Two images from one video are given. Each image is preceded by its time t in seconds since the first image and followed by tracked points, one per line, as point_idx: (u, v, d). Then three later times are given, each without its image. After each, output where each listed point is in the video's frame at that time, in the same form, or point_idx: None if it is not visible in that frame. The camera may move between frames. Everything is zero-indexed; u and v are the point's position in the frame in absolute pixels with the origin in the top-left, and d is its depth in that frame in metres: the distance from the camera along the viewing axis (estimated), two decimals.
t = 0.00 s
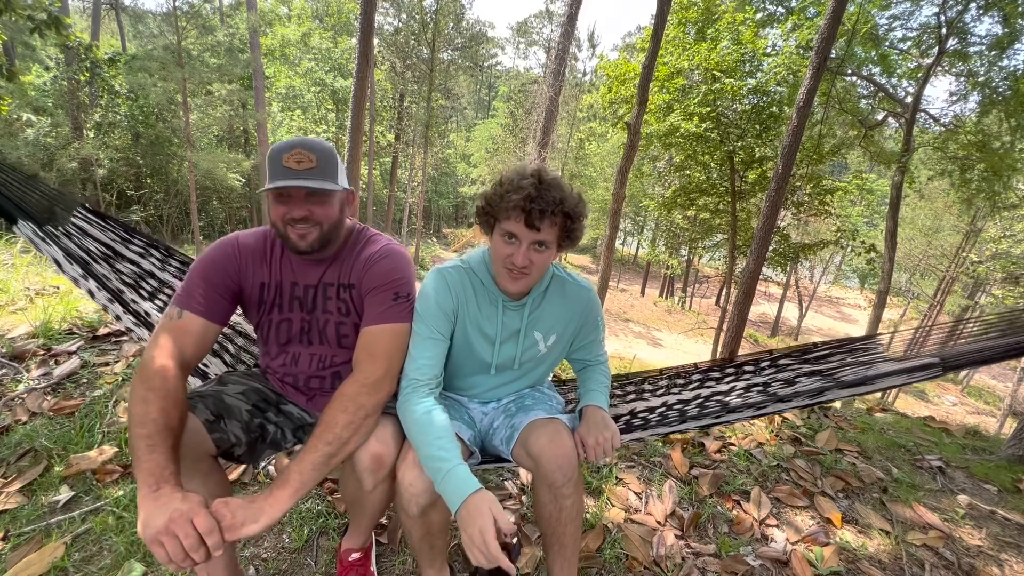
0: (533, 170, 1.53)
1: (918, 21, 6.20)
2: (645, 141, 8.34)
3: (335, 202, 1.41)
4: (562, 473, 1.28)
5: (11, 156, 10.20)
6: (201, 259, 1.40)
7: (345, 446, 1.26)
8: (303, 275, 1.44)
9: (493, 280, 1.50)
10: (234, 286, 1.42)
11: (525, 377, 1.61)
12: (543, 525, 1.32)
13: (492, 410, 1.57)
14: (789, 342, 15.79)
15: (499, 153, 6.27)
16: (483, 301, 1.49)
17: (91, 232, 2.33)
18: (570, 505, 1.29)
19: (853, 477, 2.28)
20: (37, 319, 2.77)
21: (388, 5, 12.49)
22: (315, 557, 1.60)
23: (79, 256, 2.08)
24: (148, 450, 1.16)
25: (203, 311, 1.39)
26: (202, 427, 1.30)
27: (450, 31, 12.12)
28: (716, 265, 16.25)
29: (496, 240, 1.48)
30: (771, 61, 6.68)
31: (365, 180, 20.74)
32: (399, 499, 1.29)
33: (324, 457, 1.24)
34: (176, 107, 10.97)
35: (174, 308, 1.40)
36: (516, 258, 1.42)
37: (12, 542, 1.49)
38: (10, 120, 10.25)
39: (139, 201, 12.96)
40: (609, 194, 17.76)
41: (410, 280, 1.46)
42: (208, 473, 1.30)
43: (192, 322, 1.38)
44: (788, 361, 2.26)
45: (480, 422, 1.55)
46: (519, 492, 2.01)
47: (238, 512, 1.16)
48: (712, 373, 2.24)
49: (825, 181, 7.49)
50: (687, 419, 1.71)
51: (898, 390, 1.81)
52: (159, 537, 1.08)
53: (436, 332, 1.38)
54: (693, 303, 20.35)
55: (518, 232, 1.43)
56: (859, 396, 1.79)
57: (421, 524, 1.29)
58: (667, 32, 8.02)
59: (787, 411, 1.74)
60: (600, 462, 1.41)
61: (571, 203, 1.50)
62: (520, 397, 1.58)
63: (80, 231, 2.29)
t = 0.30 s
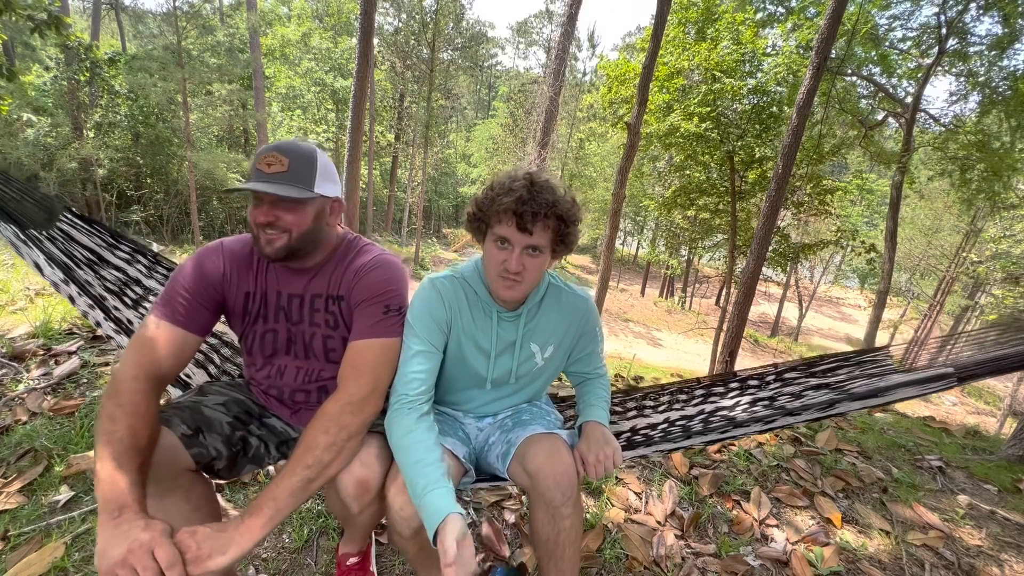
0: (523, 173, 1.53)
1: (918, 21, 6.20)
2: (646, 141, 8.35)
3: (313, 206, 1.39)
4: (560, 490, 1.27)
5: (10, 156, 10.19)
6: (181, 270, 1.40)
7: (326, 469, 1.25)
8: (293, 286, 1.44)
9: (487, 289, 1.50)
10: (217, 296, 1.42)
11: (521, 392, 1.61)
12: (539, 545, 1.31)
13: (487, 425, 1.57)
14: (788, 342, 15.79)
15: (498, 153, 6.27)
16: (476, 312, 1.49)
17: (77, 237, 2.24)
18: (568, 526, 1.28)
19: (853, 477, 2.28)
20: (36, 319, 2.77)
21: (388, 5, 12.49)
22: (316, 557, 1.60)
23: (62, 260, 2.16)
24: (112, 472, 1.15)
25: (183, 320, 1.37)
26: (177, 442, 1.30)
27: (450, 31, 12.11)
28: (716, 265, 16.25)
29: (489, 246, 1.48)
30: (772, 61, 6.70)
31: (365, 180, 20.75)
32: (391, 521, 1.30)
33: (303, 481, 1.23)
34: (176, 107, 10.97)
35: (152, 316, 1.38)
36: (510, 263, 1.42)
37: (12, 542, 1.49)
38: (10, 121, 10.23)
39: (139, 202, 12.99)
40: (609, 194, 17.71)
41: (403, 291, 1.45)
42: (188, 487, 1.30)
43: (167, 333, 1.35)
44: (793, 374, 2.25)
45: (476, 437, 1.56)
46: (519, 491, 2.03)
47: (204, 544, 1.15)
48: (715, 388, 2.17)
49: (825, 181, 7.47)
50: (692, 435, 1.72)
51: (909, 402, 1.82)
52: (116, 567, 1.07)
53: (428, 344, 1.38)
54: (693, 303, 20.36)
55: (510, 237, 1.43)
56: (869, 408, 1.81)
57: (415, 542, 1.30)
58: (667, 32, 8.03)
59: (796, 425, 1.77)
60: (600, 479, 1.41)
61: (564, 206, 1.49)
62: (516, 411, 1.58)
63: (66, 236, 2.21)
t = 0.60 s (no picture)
0: (524, 173, 1.52)
1: (918, 21, 6.20)
2: (646, 141, 8.35)
3: (281, 215, 1.36)
4: (560, 497, 1.28)
5: (10, 156, 10.18)
6: (174, 273, 1.40)
7: (316, 479, 1.26)
8: (289, 289, 1.44)
9: (487, 291, 1.50)
10: (212, 298, 1.42)
11: (520, 395, 1.61)
12: (538, 552, 1.31)
13: (486, 430, 1.56)
14: (789, 342, 15.79)
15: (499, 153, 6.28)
16: (477, 314, 1.48)
17: (73, 239, 2.24)
18: (568, 535, 1.28)
19: (853, 477, 2.28)
20: (36, 319, 2.78)
21: (388, 5, 12.49)
22: (315, 557, 1.60)
23: (57, 261, 2.19)
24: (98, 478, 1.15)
25: (173, 322, 1.37)
26: (168, 445, 1.29)
27: (450, 31, 12.11)
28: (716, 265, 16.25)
29: (489, 246, 1.48)
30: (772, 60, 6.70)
31: (365, 180, 20.74)
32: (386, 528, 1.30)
33: (293, 490, 1.23)
34: (176, 107, 10.96)
35: (146, 317, 1.38)
36: (511, 262, 1.42)
37: (12, 542, 1.49)
38: (10, 121, 10.22)
39: (139, 202, 12.97)
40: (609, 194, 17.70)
41: (400, 294, 1.44)
42: (180, 489, 1.30)
43: (158, 334, 1.35)
44: (796, 378, 2.23)
45: (474, 443, 1.55)
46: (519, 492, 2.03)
47: (189, 554, 1.14)
48: (716, 393, 2.16)
49: (825, 181, 7.47)
50: (694, 441, 1.74)
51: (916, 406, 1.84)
52: None
53: (429, 346, 1.37)
54: (693, 303, 20.36)
55: (511, 235, 1.44)
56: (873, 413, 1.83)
57: (412, 549, 1.31)
58: (667, 32, 8.02)
59: (800, 430, 1.79)
60: (600, 485, 1.41)
61: (565, 204, 1.50)
62: (515, 416, 1.58)
63: (61, 238, 2.22)
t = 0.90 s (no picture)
0: (525, 168, 1.53)
1: (918, 21, 6.20)
2: (646, 141, 8.35)
3: (286, 214, 1.35)
4: (561, 485, 1.28)
5: (11, 156, 10.18)
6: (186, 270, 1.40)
7: (333, 465, 1.25)
8: (296, 282, 1.44)
9: (490, 284, 1.50)
10: (225, 293, 1.43)
11: (524, 386, 1.61)
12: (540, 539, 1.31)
13: (490, 419, 1.56)
14: (789, 343, 15.79)
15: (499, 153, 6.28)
16: (480, 306, 1.49)
17: (83, 235, 2.32)
18: (569, 520, 1.28)
19: (853, 477, 2.28)
20: (36, 319, 2.77)
21: (388, 5, 12.49)
22: (315, 557, 1.60)
23: (68, 259, 2.07)
24: (125, 465, 1.15)
25: (190, 317, 1.38)
26: (187, 433, 1.30)
27: (450, 31, 12.12)
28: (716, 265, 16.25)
29: (491, 239, 1.49)
30: (772, 60, 6.69)
31: (365, 180, 20.74)
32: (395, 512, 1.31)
33: (311, 475, 1.23)
34: (176, 107, 10.96)
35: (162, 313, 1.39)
36: (513, 254, 1.42)
37: (12, 542, 1.49)
38: (10, 120, 10.21)
39: (139, 202, 12.96)
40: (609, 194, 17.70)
41: (407, 288, 1.45)
42: (197, 478, 1.30)
43: (176, 329, 1.36)
44: (791, 369, 2.27)
45: (478, 431, 1.55)
46: (519, 492, 2.02)
47: (217, 535, 1.15)
48: (713, 382, 2.21)
49: (825, 181, 7.48)
50: (690, 431, 1.70)
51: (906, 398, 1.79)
52: (131, 559, 1.08)
53: (434, 339, 1.38)
54: (693, 303, 20.36)
55: (512, 228, 1.44)
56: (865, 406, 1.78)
57: (417, 534, 1.32)
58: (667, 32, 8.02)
59: (794, 421, 1.74)
60: (601, 473, 1.40)
61: (564, 197, 1.50)
62: (518, 406, 1.58)
63: (72, 234, 2.26)
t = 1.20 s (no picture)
0: (533, 159, 1.53)
1: (918, 21, 6.19)
2: (646, 141, 8.36)
3: (304, 208, 1.35)
4: (564, 466, 1.28)
5: (11, 156, 10.18)
6: (207, 262, 1.40)
7: (354, 441, 1.26)
8: (306, 270, 1.44)
9: (496, 272, 1.50)
10: (242, 283, 1.43)
11: (528, 373, 1.61)
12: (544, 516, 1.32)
13: (495, 403, 1.57)
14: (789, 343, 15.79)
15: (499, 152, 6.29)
16: (487, 294, 1.48)
17: (98, 230, 2.38)
18: (571, 498, 1.29)
19: (853, 477, 2.28)
20: (37, 319, 2.77)
21: (388, 5, 12.49)
22: (315, 557, 1.60)
23: (86, 253, 2.08)
24: (163, 445, 1.15)
25: (213, 308, 1.39)
26: (213, 421, 1.31)
27: (450, 31, 12.12)
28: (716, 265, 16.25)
29: (498, 229, 1.49)
30: (771, 61, 6.69)
31: (365, 180, 20.74)
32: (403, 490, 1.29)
33: (334, 452, 1.23)
34: (176, 107, 10.97)
35: (184, 305, 1.40)
36: (519, 243, 1.42)
37: (12, 542, 1.48)
38: (10, 120, 10.20)
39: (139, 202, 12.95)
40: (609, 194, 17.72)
41: (415, 277, 1.45)
42: (217, 465, 1.30)
43: (202, 319, 1.37)
44: (786, 355, 2.28)
45: (483, 415, 1.55)
46: (519, 492, 2.02)
47: (251, 506, 1.14)
48: (710, 367, 2.23)
49: (825, 181, 7.48)
50: (685, 413, 1.70)
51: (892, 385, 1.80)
52: (174, 531, 1.07)
53: (443, 325, 1.38)
54: (693, 303, 20.37)
55: (519, 218, 1.44)
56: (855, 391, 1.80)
57: (424, 515, 1.30)
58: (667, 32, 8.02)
59: (784, 405, 1.75)
60: (600, 456, 1.41)
61: (570, 188, 1.50)
62: (522, 391, 1.58)
63: (87, 229, 2.32)
